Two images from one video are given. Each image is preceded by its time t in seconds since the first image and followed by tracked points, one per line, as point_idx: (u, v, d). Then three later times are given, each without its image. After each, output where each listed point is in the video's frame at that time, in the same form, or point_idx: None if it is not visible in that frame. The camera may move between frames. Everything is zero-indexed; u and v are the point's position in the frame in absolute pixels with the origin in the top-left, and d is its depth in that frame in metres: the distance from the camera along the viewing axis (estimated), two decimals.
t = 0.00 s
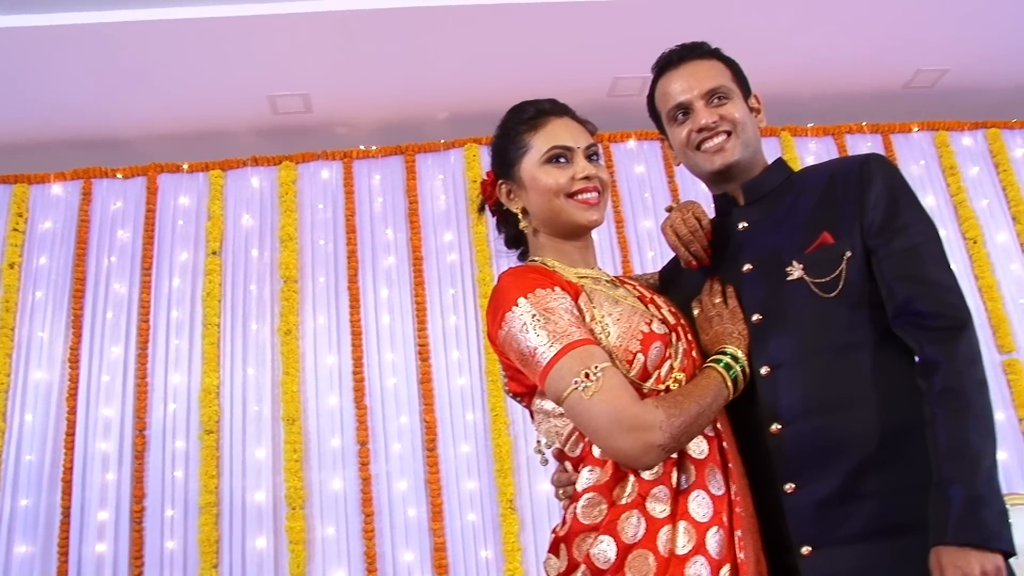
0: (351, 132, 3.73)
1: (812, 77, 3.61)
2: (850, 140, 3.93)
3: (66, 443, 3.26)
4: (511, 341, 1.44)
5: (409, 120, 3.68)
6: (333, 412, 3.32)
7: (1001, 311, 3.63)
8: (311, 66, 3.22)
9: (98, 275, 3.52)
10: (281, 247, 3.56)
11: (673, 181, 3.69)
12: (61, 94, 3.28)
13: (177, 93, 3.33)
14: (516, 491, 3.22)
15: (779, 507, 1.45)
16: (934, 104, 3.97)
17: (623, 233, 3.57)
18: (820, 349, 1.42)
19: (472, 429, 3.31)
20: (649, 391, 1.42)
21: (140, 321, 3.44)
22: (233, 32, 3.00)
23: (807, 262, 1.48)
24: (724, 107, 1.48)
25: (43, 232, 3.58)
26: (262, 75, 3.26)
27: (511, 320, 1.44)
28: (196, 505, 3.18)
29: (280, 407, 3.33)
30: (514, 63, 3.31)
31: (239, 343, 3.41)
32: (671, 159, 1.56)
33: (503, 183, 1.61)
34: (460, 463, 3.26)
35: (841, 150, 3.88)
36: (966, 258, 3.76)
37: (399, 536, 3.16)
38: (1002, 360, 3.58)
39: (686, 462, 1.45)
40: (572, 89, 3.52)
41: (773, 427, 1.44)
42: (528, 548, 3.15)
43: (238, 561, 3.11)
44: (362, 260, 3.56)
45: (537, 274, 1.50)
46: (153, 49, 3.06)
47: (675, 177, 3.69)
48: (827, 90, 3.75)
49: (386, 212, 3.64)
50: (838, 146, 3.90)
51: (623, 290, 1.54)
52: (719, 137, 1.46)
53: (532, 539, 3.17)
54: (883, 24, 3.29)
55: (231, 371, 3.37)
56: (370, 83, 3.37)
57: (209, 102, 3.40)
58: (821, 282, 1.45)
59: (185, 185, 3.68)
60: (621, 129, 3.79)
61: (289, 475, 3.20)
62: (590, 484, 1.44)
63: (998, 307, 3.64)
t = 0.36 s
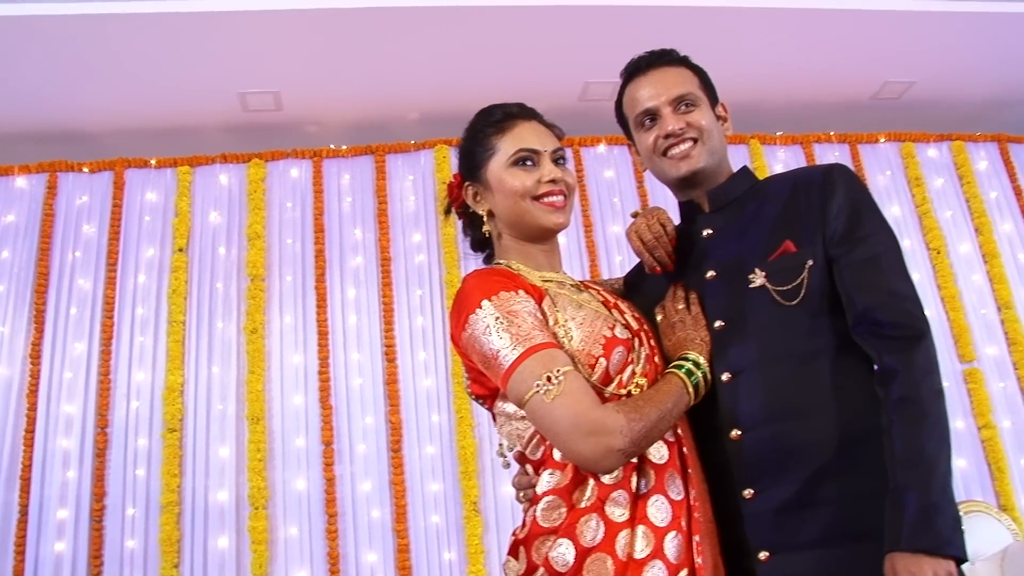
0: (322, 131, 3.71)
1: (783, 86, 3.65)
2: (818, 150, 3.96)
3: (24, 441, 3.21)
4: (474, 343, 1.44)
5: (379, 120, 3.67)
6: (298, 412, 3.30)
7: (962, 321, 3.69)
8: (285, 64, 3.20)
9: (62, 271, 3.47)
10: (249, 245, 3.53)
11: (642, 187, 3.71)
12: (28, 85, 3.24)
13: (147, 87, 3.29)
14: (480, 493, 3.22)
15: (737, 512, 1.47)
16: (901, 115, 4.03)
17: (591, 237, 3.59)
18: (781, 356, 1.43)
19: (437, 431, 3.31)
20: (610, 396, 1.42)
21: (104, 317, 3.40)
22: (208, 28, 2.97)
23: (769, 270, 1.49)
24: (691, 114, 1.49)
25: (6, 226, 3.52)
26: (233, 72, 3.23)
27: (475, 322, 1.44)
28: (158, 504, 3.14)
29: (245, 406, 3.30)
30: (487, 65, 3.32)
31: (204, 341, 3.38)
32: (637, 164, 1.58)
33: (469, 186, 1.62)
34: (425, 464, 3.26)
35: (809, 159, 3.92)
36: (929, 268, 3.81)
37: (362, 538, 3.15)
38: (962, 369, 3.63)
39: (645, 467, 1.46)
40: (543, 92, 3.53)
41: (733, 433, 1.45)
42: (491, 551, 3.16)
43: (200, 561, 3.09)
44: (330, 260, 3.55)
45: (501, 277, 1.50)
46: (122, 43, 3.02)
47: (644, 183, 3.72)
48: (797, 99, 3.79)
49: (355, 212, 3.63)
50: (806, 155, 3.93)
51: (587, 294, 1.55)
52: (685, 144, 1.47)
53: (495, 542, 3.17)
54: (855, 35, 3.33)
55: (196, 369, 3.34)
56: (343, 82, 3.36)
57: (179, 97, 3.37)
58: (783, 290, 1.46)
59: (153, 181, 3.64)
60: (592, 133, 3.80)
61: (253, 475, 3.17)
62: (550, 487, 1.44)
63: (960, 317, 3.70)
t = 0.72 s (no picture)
0: (291, 128, 3.69)
1: (754, 93, 3.68)
2: (787, 157, 3.99)
3: None
4: (438, 344, 1.44)
5: (349, 119, 3.66)
6: (264, 410, 3.28)
7: (925, 328, 3.73)
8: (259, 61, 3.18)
9: (25, 265, 3.41)
10: (216, 242, 3.50)
11: (612, 191, 3.72)
12: None
13: (115, 80, 3.25)
14: (445, 493, 3.22)
15: (698, 517, 1.47)
16: (868, 124, 4.08)
17: (560, 240, 3.60)
18: (742, 361, 1.44)
19: (403, 431, 3.30)
20: (573, 399, 1.43)
21: (67, 312, 3.35)
22: (181, 23, 2.94)
23: (733, 276, 1.50)
24: (659, 119, 1.49)
25: None
26: (203, 67, 3.21)
27: (439, 323, 1.44)
28: (119, 502, 3.10)
29: (209, 403, 3.27)
30: (459, 67, 3.32)
31: (169, 337, 3.34)
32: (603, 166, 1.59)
33: (436, 187, 1.63)
34: (390, 464, 3.25)
35: (778, 165, 3.95)
36: (894, 275, 3.85)
37: (326, 537, 3.13)
38: (924, 376, 3.67)
39: (607, 470, 1.46)
40: (515, 95, 3.54)
41: (695, 438, 1.45)
42: (455, 551, 3.16)
43: (161, 559, 3.05)
44: (298, 258, 3.53)
45: (467, 278, 1.51)
46: (89, 36, 2.99)
47: (614, 187, 3.73)
48: (767, 106, 3.82)
49: (324, 211, 3.61)
50: (775, 162, 3.96)
51: (551, 297, 1.55)
52: (652, 149, 1.47)
53: (459, 542, 3.17)
54: (827, 45, 3.36)
55: (160, 366, 3.30)
56: (316, 80, 3.34)
57: (147, 92, 3.34)
58: (746, 296, 1.47)
59: (120, 175, 3.60)
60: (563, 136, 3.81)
61: (217, 473, 3.14)
62: (512, 489, 1.44)
63: (923, 325, 3.75)
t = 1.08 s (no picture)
0: (263, 125, 3.67)
1: (726, 100, 3.70)
2: (756, 164, 4.02)
3: None
4: (404, 345, 1.44)
5: (321, 117, 3.65)
6: (230, 409, 3.25)
7: (889, 336, 3.78)
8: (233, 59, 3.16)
9: None
10: (185, 238, 3.47)
11: (582, 195, 3.74)
12: None
13: (84, 73, 3.21)
14: (411, 494, 3.22)
15: (659, 521, 1.48)
16: (837, 134, 4.13)
17: (530, 242, 3.61)
18: (706, 368, 1.45)
19: (369, 431, 3.30)
20: (538, 403, 1.43)
21: (30, 307, 3.29)
22: (154, 18, 2.91)
23: (698, 283, 1.51)
24: (628, 125, 1.50)
25: None
26: (173, 63, 3.17)
27: (406, 324, 1.44)
28: (81, 500, 3.06)
29: (175, 401, 3.24)
30: (432, 68, 3.31)
31: (135, 334, 3.31)
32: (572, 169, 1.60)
33: (405, 187, 1.63)
34: (357, 465, 3.24)
35: (746, 173, 3.97)
36: (860, 283, 3.89)
37: (290, 537, 3.12)
38: (888, 384, 3.71)
39: (570, 474, 1.47)
40: (487, 97, 3.54)
41: (657, 442, 1.46)
42: (420, 552, 3.16)
43: (122, 558, 3.01)
44: (267, 256, 3.51)
45: (434, 280, 1.50)
46: (57, 28, 2.94)
47: (585, 191, 3.75)
48: (738, 114, 3.85)
49: (294, 209, 3.59)
50: (745, 169, 3.98)
51: (518, 301, 1.56)
52: (620, 154, 1.48)
53: (425, 543, 3.18)
54: (800, 54, 3.40)
55: (125, 363, 3.26)
56: (291, 79, 3.33)
57: (117, 85, 3.30)
58: (710, 303, 1.48)
59: (87, 169, 3.55)
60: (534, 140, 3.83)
61: (181, 471, 3.11)
62: (475, 492, 1.44)
63: (887, 332, 3.79)
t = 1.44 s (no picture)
0: (235, 123, 3.64)
1: (700, 107, 3.72)
2: (727, 171, 4.03)
3: None
4: (371, 346, 1.43)
5: (293, 115, 3.63)
6: (196, 408, 3.22)
7: (856, 344, 3.82)
8: (208, 55, 3.13)
9: None
10: (154, 235, 3.43)
11: (554, 198, 3.75)
12: None
13: (53, 65, 3.16)
14: (378, 496, 3.23)
15: (622, 526, 1.49)
16: (808, 143, 4.17)
17: (501, 245, 3.61)
18: (672, 374, 1.46)
19: (337, 432, 3.29)
20: (504, 407, 1.43)
21: None
22: (126, 12, 2.87)
23: (664, 289, 1.52)
24: (597, 131, 1.50)
25: None
26: (145, 58, 3.13)
27: (373, 325, 1.44)
28: (43, 498, 3.01)
29: (141, 398, 3.20)
30: (407, 69, 3.30)
31: (101, 331, 3.26)
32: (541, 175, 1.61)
33: (375, 188, 1.63)
34: (324, 465, 3.24)
35: (717, 180, 3.99)
36: (828, 291, 3.92)
37: (256, 537, 3.09)
38: (854, 392, 3.76)
39: (535, 478, 1.48)
40: (461, 99, 3.54)
41: (622, 447, 1.47)
42: (386, 554, 3.16)
43: (84, 557, 2.96)
44: (237, 255, 3.48)
45: (402, 281, 1.50)
46: (26, 21, 2.89)
47: (556, 195, 3.76)
48: (711, 120, 3.87)
49: (265, 208, 3.57)
50: (716, 176, 3.99)
51: (486, 304, 1.56)
52: (590, 160, 1.49)
53: (391, 545, 3.18)
54: (776, 64, 3.43)
55: (91, 359, 3.22)
56: (266, 77, 3.31)
57: (87, 79, 3.25)
58: (677, 309, 1.49)
59: (55, 163, 3.49)
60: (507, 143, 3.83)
61: (145, 470, 3.07)
62: (440, 494, 1.44)
63: (854, 340, 3.83)
